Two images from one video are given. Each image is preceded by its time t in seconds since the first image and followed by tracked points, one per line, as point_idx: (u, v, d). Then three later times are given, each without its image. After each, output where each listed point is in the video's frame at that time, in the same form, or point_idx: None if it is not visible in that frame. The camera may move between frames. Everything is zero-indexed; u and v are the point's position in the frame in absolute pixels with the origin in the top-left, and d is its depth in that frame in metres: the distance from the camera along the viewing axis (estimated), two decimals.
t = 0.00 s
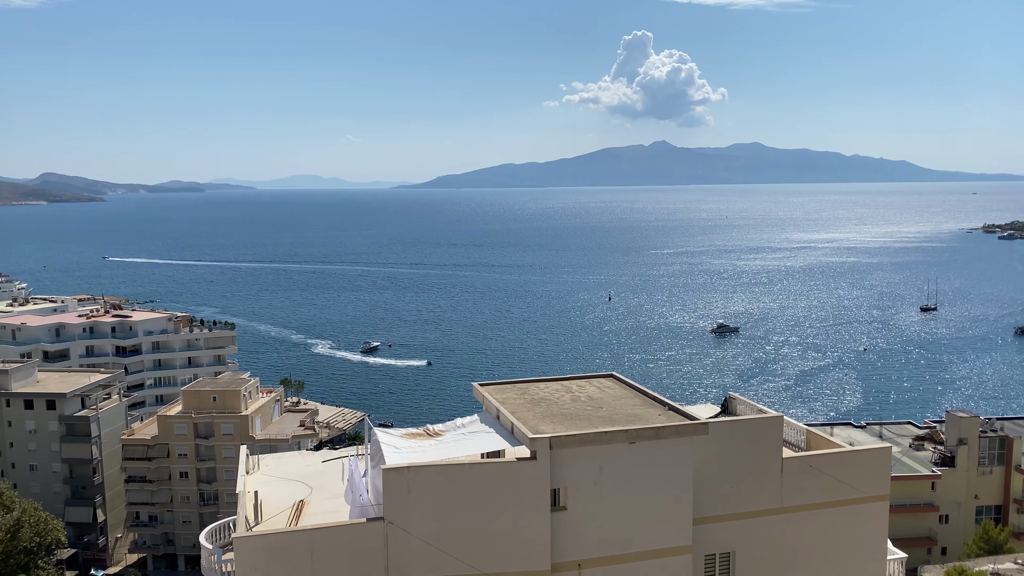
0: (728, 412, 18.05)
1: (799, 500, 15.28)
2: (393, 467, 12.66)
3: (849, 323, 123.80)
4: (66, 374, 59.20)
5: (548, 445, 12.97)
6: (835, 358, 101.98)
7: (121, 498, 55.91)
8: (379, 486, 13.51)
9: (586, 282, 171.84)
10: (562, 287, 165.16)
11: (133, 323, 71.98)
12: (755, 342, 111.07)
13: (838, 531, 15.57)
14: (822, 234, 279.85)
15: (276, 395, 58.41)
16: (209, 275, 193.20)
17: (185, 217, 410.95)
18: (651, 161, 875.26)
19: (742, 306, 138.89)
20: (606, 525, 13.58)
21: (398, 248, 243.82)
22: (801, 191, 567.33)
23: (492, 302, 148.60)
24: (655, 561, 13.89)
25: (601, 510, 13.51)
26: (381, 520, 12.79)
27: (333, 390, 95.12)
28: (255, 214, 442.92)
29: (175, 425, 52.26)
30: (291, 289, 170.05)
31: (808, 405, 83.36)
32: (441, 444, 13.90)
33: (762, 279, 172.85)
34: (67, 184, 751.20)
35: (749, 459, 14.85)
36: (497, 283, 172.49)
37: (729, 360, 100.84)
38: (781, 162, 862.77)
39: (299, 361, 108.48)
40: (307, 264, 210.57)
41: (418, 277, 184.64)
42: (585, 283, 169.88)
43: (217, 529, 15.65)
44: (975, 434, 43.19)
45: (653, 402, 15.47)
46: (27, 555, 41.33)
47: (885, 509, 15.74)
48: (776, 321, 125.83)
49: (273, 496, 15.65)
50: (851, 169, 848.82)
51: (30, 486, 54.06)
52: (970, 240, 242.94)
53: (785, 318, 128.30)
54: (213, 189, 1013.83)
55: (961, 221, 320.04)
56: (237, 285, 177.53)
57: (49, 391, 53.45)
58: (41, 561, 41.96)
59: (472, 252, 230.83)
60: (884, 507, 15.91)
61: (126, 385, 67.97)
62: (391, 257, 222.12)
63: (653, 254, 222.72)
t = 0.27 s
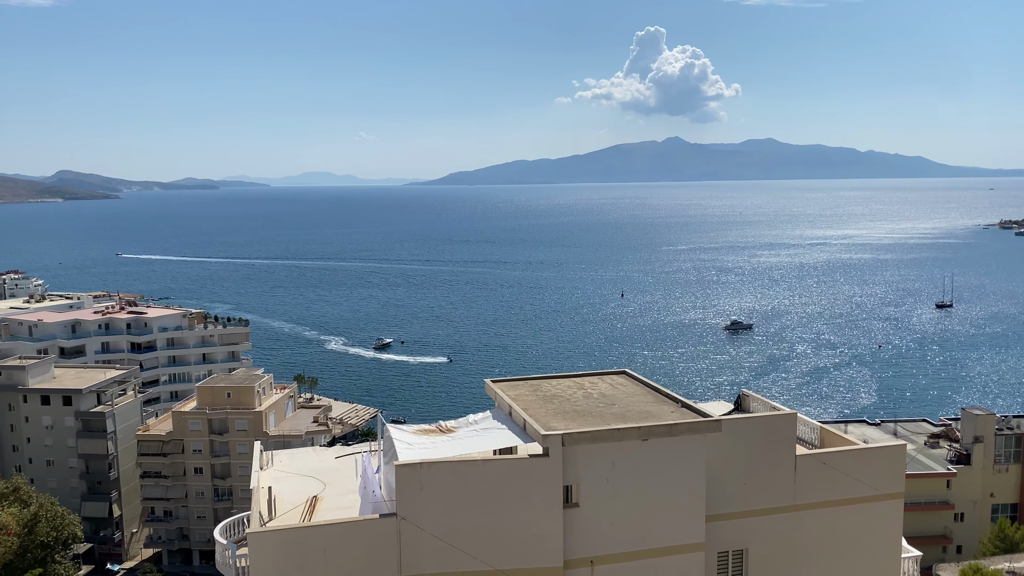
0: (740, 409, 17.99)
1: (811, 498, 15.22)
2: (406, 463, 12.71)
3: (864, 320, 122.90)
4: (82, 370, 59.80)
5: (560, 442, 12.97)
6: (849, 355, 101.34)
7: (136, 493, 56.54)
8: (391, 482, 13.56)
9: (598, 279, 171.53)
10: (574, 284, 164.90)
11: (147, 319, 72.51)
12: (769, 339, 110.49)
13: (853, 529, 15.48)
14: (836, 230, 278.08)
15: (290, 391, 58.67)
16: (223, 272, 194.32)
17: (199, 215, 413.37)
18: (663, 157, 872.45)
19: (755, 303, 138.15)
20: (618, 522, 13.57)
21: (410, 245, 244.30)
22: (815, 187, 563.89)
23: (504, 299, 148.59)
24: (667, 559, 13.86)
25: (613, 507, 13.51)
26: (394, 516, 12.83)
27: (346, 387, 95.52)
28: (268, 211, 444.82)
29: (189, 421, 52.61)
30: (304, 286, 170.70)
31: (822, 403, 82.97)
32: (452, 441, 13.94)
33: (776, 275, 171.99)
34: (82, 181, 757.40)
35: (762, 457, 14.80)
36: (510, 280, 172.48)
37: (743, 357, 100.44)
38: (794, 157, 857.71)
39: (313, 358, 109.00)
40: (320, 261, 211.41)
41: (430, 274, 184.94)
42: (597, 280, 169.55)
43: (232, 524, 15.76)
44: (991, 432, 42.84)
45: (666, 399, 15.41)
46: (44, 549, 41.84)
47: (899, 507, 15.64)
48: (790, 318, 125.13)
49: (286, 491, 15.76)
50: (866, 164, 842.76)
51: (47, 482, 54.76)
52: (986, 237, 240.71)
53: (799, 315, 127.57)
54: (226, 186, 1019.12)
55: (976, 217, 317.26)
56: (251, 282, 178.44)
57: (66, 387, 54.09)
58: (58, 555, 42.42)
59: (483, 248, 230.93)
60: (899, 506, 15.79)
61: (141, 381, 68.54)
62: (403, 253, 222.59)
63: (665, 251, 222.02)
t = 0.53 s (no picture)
0: (750, 404, 17.92)
1: (821, 494, 15.14)
2: (414, 459, 12.72)
3: (873, 315, 122.39)
4: (92, 366, 60.13)
5: (568, 438, 12.96)
6: (859, 351, 100.95)
7: (146, 489, 56.90)
8: (400, 478, 13.58)
9: (607, 275, 171.32)
10: (583, 280, 164.67)
11: (157, 316, 72.80)
12: (778, 335, 110.12)
13: (862, 526, 15.41)
14: (845, 225, 276.70)
15: (299, 387, 58.79)
16: (232, 269, 194.95)
17: (207, 211, 414.77)
18: (670, 152, 869.84)
19: (764, 299, 137.68)
20: (626, 519, 13.55)
21: (418, 241, 244.54)
22: (824, 182, 561.30)
23: (513, 295, 148.57)
24: (676, 554, 13.83)
25: (621, 503, 13.48)
26: (403, 511, 12.85)
27: (355, 383, 95.74)
28: (276, 207, 445.92)
29: (199, 417, 52.82)
30: (312, 282, 171.07)
31: (832, 398, 82.70)
32: (461, 437, 13.95)
33: (785, 270, 171.43)
34: (91, 178, 760.61)
35: (771, 453, 14.73)
36: (518, 275, 172.39)
37: (752, 353, 100.15)
38: (803, 152, 853.78)
39: (322, 354, 109.28)
40: (328, 257, 211.85)
41: (438, 270, 185.13)
42: (605, 276, 169.23)
43: (240, 520, 15.80)
44: (1002, 428, 42.57)
45: (674, 395, 15.38)
46: (55, 545, 42.15)
47: (909, 503, 15.55)
48: (799, 313, 124.68)
49: (295, 487, 15.80)
50: (875, 159, 838.62)
51: (58, 478, 55.17)
52: (996, 231, 239.08)
53: (809, 310, 127.09)
54: (234, 183, 1022.33)
55: (987, 211, 315.11)
56: (259, 279, 179.00)
57: (76, 384, 54.42)
58: (69, 551, 42.74)
59: (491, 244, 230.89)
60: (908, 502, 15.71)
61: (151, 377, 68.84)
62: (411, 250, 222.89)
63: (673, 246, 221.49)
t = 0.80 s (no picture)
0: (756, 398, 17.92)
1: (826, 488, 15.12)
2: (420, 454, 12.73)
3: (879, 308, 122.11)
4: (99, 363, 60.33)
5: (574, 432, 12.96)
6: (865, 344, 100.80)
7: (154, 484, 57.20)
8: (406, 473, 13.62)
9: (612, 269, 171.18)
10: (588, 274, 164.53)
11: (163, 312, 72.97)
12: (784, 329, 109.89)
13: (868, 519, 15.40)
14: (850, 219, 275.88)
15: (305, 383, 58.92)
16: (238, 265, 195.29)
17: (212, 208, 415.10)
18: (675, 146, 867.15)
19: (770, 292, 137.40)
20: (633, 514, 13.55)
21: (422, 236, 244.71)
22: (829, 176, 559.15)
23: (518, 290, 148.70)
24: (682, 548, 13.81)
25: (628, 499, 13.47)
26: (409, 506, 12.87)
27: (361, 379, 95.90)
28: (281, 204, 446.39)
29: (206, 413, 52.99)
30: (317, 278, 171.42)
31: (838, 392, 82.58)
32: (466, 432, 13.97)
33: (791, 264, 171.07)
34: (97, 175, 761.91)
35: (777, 447, 14.72)
36: (522, 271, 172.45)
37: (758, 347, 100.02)
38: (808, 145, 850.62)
39: (328, 350, 109.49)
40: (333, 253, 212.06)
41: (443, 265, 185.23)
42: (610, 270, 168.98)
43: (247, 516, 15.84)
44: (1009, 421, 42.49)
45: (680, 389, 15.39)
46: (63, 541, 42.33)
47: (916, 496, 15.51)
48: (805, 307, 124.53)
49: (301, 482, 15.85)
50: (880, 152, 835.22)
51: (66, 473, 55.48)
52: (1003, 224, 237.91)
53: (814, 304, 126.92)
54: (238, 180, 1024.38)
55: (994, 204, 313.55)
56: (264, 275, 179.38)
57: (83, 380, 54.62)
58: (77, 546, 42.95)
59: (496, 240, 230.71)
60: (915, 495, 15.68)
61: (157, 373, 69.02)
62: (416, 245, 222.95)
63: (678, 241, 221.27)
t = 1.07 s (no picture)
0: (760, 389, 17.91)
1: (831, 478, 15.12)
2: (424, 447, 12.77)
3: (883, 299, 121.82)
4: (104, 359, 60.56)
5: (577, 425, 12.99)
6: (869, 335, 100.60)
7: (160, 479, 57.48)
8: (411, 466, 13.65)
9: (615, 262, 170.93)
10: (591, 267, 164.43)
11: (167, 308, 73.18)
12: (788, 320, 109.75)
13: (874, 510, 15.39)
14: (854, 209, 275.03)
15: (309, 377, 59.07)
16: (242, 260, 195.59)
17: (215, 203, 415.31)
18: (678, 137, 864.85)
19: (774, 283, 137.25)
20: (636, 506, 13.57)
21: (425, 230, 244.57)
22: (833, 166, 557.12)
23: (521, 283, 148.62)
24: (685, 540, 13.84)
25: (631, 490, 13.50)
26: (414, 499, 12.92)
27: (366, 372, 96.10)
28: (284, 198, 446.84)
29: (211, 408, 53.18)
30: (321, 273, 171.50)
31: (842, 383, 82.51)
32: (470, 425, 14.01)
33: (795, 255, 170.60)
34: (100, 171, 762.93)
35: (782, 437, 14.71)
36: (525, 264, 172.31)
37: (762, 338, 99.94)
38: (811, 136, 846.95)
39: (332, 344, 109.71)
40: (336, 248, 212.11)
41: (446, 259, 185.11)
42: (613, 263, 168.86)
43: (254, 510, 15.93)
44: (1014, 410, 42.52)
45: (684, 380, 15.39)
46: (71, 535, 42.62)
47: (921, 487, 15.48)
48: (809, 298, 124.26)
49: (306, 475, 15.91)
50: (884, 142, 831.65)
51: (72, 469, 55.78)
52: (1008, 213, 236.99)
53: (819, 295, 126.64)
54: (240, 175, 1023.88)
55: (999, 193, 312.24)
56: (268, 270, 179.52)
57: (89, 376, 54.87)
58: (85, 541, 43.24)
59: (499, 233, 230.68)
60: (920, 485, 15.66)
61: (162, 368, 69.27)
62: (419, 239, 222.86)
63: (681, 232, 220.84)
